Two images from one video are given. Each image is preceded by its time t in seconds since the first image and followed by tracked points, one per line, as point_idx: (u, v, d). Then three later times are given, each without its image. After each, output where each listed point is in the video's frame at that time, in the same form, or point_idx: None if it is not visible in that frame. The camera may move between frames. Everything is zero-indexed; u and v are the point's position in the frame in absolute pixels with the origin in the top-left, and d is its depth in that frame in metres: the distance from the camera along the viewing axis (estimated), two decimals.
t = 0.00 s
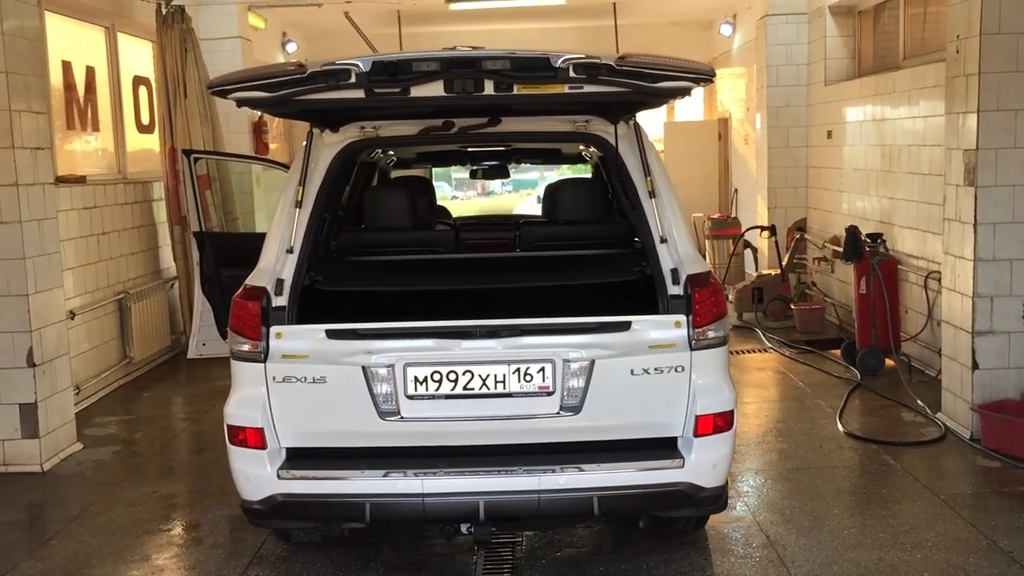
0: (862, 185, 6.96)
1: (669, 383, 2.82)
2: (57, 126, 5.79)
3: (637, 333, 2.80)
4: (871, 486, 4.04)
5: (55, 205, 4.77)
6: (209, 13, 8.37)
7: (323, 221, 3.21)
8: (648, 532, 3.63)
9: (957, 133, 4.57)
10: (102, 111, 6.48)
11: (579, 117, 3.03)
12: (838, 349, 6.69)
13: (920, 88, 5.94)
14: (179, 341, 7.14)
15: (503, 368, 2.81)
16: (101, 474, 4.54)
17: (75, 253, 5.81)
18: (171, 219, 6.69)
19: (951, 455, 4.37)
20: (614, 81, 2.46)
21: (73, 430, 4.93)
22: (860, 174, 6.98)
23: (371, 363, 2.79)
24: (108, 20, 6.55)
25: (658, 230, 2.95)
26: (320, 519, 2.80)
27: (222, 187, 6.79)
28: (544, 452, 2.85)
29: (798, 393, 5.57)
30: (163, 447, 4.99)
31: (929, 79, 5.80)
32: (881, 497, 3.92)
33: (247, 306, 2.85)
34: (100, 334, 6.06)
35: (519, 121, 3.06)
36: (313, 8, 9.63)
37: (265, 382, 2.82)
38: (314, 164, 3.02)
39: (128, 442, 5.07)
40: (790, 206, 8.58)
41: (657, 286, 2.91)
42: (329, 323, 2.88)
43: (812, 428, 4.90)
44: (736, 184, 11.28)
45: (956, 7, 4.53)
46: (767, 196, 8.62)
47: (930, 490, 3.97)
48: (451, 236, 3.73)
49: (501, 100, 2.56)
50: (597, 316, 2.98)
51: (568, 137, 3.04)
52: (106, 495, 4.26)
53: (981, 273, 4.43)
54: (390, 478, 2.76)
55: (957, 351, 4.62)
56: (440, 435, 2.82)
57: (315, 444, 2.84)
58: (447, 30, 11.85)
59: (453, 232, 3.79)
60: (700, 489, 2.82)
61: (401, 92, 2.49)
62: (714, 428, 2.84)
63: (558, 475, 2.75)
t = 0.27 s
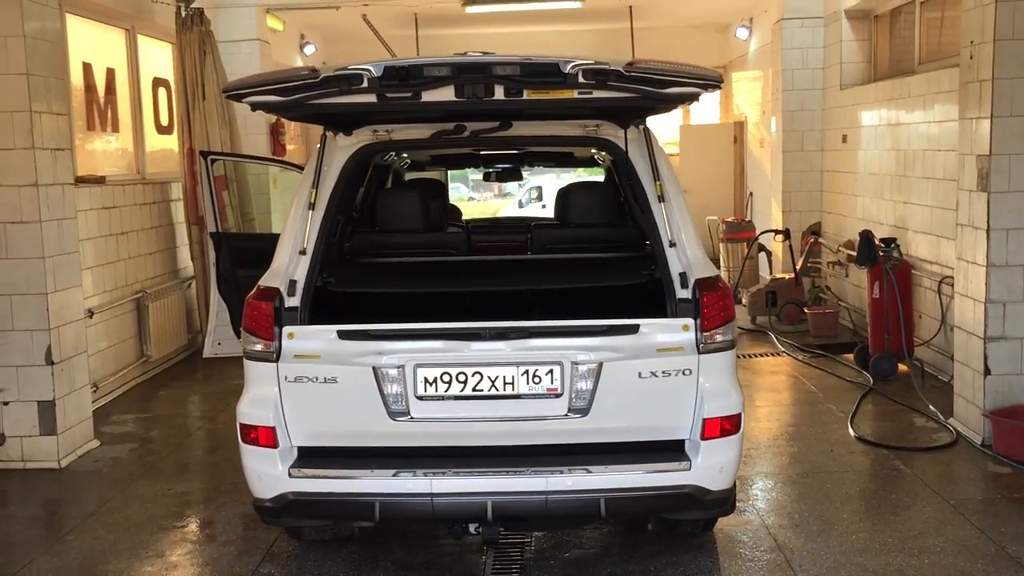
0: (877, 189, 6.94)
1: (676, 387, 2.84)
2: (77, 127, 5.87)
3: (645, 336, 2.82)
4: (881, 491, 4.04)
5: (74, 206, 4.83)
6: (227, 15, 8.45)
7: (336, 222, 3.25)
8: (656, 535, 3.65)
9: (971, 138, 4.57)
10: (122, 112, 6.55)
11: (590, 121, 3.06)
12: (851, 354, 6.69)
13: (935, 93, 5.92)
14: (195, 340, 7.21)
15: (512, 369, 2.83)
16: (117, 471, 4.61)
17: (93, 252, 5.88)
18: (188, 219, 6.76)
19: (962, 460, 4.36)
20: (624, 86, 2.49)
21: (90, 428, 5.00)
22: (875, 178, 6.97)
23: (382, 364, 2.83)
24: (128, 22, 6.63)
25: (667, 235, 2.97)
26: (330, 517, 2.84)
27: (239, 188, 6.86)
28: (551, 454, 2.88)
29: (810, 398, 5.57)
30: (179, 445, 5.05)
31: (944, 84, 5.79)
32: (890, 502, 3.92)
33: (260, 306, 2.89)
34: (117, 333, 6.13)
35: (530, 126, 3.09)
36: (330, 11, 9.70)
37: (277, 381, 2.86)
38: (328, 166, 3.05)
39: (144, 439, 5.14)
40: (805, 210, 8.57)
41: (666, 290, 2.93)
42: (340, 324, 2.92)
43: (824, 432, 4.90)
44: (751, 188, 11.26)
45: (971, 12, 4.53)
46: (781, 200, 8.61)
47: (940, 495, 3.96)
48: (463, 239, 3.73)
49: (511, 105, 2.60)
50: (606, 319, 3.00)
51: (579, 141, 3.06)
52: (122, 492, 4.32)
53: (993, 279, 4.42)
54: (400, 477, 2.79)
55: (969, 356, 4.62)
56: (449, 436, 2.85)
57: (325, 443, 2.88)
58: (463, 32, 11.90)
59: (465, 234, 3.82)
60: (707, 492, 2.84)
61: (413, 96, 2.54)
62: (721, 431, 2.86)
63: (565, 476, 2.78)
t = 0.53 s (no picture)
0: (889, 190, 6.91)
1: (676, 385, 2.84)
2: (90, 123, 5.92)
3: (646, 334, 2.82)
4: (886, 493, 4.03)
5: (86, 201, 4.88)
6: (241, 13, 8.50)
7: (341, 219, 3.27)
8: (658, 533, 3.65)
9: (981, 139, 4.54)
10: (136, 109, 6.60)
11: (594, 119, 3.06)
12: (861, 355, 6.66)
13: (947, 93, 5.89)
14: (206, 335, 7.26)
15: (513, 366, 2.84)
16: (125, 464, 4.65)
17: (105, 247, 5.93)
18: (200, 215, 6.80)
19: (968, 463, 4.34)
20: (624, 84, 2.49)
21: (100, 421, 5.05)
22: (887, 179, 6.94)
23: (383, 359, 2.85)
24: (142, 19, 6.67)
25: (669, 233, 2.97)
26: (330, 511, 2.85)
27: (251, 185, 6.90)
28: (551, 450, 2.88)
29: (818, 399, 5.55)
30: (187, 439, 5.09)
31: (957, 85, 5.76)
32: (895, 503, 3.90)
33: (264, 301, 2.92)
34: (129, 327, 6.18)
35: (534, 123, 3.10)
36: (344, 9, 9.74)
37: (279, 376, 2.88)
38: (332, 163, 3.07)
39: (153, 433, 5.18)
40: (817, 211, 8.54)
41: (667, 288, 2.94)
42: (343, 319, 2.94)
43: (830, 433, 4.89)
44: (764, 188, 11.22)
45: (982, 12, 4.50)
46: (793, 200, 8.58)
47: (945, 497, 3.95)
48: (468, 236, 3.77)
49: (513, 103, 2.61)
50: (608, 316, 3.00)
51: (582, 139, 3.07)
52: (130, 485, 4.36)
53: (1002, 281, 4.40)
54: (400, 472, 2.81)
55: (977, 359, 4.60)
56: (449, 431, 2.86)
57: (327, 437, 2.90)
58: (477, 31, 11.91)
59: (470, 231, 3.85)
60: (706, 490, 2.84)
61: (414, 93, 2.54)
62: (721, 430, 2.86)
63: (565, 473, 2.78)
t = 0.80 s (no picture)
0: (888, 188, 6.91)
1: (665, 380, 2.84)
2: (90, 120, 5.94)
3: (635, 329, 2.83)
4: (880, 489, 4.03)
5: (84, 197, 4.90)
6: (242, 11, 8.52)
7: (333, 215, 3.29)
8: (651, 528, 3.66)
9: (977, 136, 4.54)
10: (136, 106, 6.62)
11: (584, 115, 3.08)
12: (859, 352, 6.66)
13: (946, 90, 5.89)
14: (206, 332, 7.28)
15: (502, 361, 2.85)
16: (122, 460, 4.67)
17: (105, 244, 5.95)
18: (200, 212, 6.83)
19: (963, 459, 4.34)
20: (610, 79, 2.51)
21: (97, 417, 5.07)
22: (887, 177, 6.93)
23: (373, 354, 2.85)
24: (142, 17, 6.69)
25: (659, 229, 2.98)
26: (321, 505, 2.86)
27: (251, 183, 6.92)
28: (541, 445, 2.89)
29: (815, 396, 5.55)
30: (185, 434, 5.11)
31: (954, 82, 5.75)
32: (888, 499, 3.91)
33: (255, 296, 2.93)
34: (128, 324, 6.20)
35: (525, 119, 3.11)
36: (346, 7, 9.75)
37: (270, 370, 2.90)
38: (323, 159, 3.09)
39: (151, 429, 5.20)
40: (818, 208, 8.53)
41: (657, 284, 2.94)
42: (334, 314, 2.95)
43: (826, 430, 4.89)
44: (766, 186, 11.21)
45: (977, 9, 4.50)
46: (794, 198, 8.57)
47: (938, 493, 3.95)
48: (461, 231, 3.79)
49: (500, 98, 2.63)
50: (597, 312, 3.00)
51: (573, 135, 3.08)
52: (126, 480, 4.39)
53: (997, 277, 4.40)
54: (390, 466, 2.81)
55: (972, 355, 4.60)
56: (439, 426, 2.87)
57: (317, 432, 2.91)
58: (479, 28, 11.92)
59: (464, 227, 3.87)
60: (695, 485, 2.84)
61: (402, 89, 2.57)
62: (709, 425, 2.86)
63: (554, 467, 2.78)
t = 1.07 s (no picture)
0: (882, 188, 6.92)
1: (655, 382, 2.84)
2: (85, 129, 5.96)
3: (623, 332, 2.82)
4: (873, 489, 4.04)
5: (78, 205, 4.92)
6: (237, 19, 8.55)
7: (323, 221, 3.30)
8: (644, 531, 3.67)
9: (967, 136, 4.56)
10: (131, 115, 6.64)
11: (572, 119, 3.08)
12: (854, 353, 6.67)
13: (937, 91, 5.91)
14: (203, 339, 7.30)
15: (491, 365, 2.84)
16: (118, 467, 4.68)
17: (100, 252, 5.97)
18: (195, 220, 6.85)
19: (956, 459, 4.35)
20: (593, 84, 2.54)
21: (93, 424, 5.08)
22: (880, 178, 6.95)
23: (363, 359, 2.85)
24: (137, 26, 6.72)
25: (647, 232, 2.99)
26: (311, 510, 2.86)
27: (246, 190, 6.93)
28: (531, 449, 2.89)
29: (810, 397, 5.56)
30: (181, 441, 5.12)
31: (945, 82, 5.77)
32: (881, 500, 3.91)
33: (244, 303, 2.93)
34: (124, 331, 6.22)
35: (513, 124, 3.13)
36: (341, 13, 9.78)
37: (260, 376, 2.90)
38: (312, 165, 3.10)
39: (147, 436, 5.21)
40: (813, 210, 8.54)
41: (646, 286, 2.95)
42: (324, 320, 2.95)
43: (821, 431, 4.90)
44: (762, 188, 11.23)
45: (966, 10, 4.53)
46: (789, 200, 8.58)
47: (931, 493, 3.96)
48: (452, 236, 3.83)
49: (486, 103, 2.66)
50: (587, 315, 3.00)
51: (561, 140, 3.09)
52: (122, 487, 4.40)
53: (988, 277, 4.42)
54: (381, 471, 2.81)
55: (965, 355, 4.62)
56: (429, 430, 2.87)
57: (308, 437, 2.91)
58: (475, 33, 11.94)
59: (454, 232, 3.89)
60: (685, 487, 2.84)
61: (387, 94, 2.62)
62: (699, 427, 2.86)
63: (544, 470, 2.78)
